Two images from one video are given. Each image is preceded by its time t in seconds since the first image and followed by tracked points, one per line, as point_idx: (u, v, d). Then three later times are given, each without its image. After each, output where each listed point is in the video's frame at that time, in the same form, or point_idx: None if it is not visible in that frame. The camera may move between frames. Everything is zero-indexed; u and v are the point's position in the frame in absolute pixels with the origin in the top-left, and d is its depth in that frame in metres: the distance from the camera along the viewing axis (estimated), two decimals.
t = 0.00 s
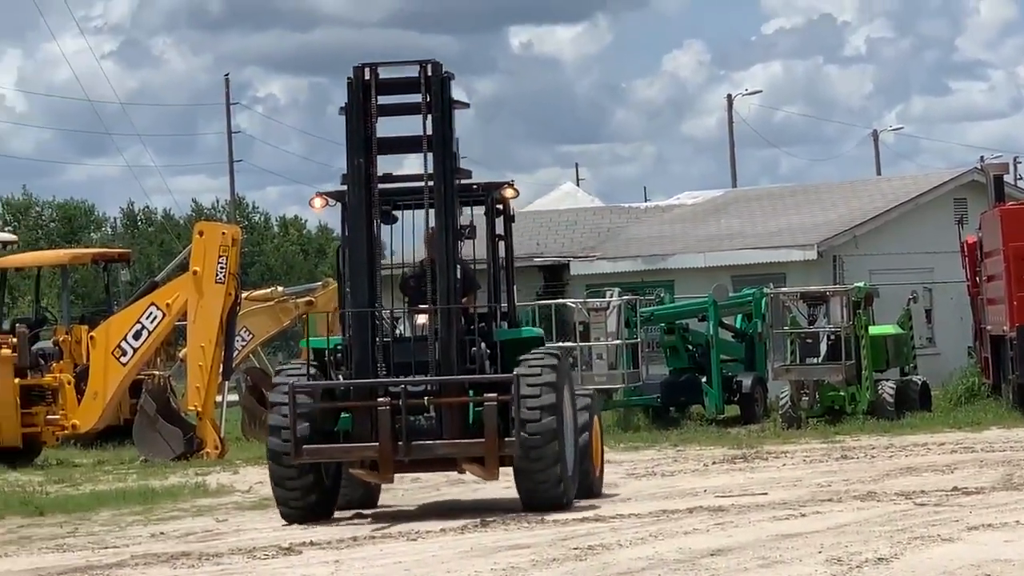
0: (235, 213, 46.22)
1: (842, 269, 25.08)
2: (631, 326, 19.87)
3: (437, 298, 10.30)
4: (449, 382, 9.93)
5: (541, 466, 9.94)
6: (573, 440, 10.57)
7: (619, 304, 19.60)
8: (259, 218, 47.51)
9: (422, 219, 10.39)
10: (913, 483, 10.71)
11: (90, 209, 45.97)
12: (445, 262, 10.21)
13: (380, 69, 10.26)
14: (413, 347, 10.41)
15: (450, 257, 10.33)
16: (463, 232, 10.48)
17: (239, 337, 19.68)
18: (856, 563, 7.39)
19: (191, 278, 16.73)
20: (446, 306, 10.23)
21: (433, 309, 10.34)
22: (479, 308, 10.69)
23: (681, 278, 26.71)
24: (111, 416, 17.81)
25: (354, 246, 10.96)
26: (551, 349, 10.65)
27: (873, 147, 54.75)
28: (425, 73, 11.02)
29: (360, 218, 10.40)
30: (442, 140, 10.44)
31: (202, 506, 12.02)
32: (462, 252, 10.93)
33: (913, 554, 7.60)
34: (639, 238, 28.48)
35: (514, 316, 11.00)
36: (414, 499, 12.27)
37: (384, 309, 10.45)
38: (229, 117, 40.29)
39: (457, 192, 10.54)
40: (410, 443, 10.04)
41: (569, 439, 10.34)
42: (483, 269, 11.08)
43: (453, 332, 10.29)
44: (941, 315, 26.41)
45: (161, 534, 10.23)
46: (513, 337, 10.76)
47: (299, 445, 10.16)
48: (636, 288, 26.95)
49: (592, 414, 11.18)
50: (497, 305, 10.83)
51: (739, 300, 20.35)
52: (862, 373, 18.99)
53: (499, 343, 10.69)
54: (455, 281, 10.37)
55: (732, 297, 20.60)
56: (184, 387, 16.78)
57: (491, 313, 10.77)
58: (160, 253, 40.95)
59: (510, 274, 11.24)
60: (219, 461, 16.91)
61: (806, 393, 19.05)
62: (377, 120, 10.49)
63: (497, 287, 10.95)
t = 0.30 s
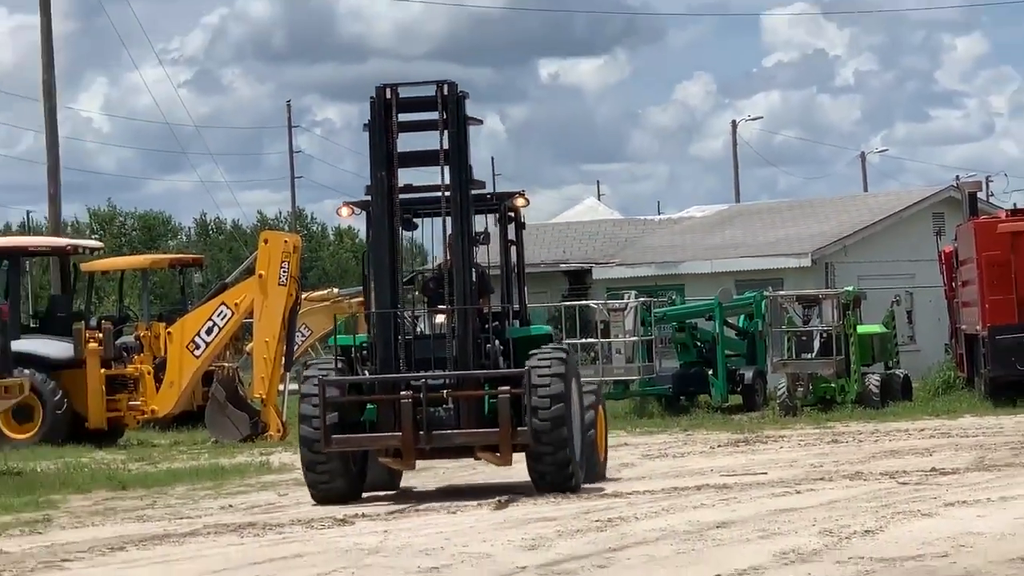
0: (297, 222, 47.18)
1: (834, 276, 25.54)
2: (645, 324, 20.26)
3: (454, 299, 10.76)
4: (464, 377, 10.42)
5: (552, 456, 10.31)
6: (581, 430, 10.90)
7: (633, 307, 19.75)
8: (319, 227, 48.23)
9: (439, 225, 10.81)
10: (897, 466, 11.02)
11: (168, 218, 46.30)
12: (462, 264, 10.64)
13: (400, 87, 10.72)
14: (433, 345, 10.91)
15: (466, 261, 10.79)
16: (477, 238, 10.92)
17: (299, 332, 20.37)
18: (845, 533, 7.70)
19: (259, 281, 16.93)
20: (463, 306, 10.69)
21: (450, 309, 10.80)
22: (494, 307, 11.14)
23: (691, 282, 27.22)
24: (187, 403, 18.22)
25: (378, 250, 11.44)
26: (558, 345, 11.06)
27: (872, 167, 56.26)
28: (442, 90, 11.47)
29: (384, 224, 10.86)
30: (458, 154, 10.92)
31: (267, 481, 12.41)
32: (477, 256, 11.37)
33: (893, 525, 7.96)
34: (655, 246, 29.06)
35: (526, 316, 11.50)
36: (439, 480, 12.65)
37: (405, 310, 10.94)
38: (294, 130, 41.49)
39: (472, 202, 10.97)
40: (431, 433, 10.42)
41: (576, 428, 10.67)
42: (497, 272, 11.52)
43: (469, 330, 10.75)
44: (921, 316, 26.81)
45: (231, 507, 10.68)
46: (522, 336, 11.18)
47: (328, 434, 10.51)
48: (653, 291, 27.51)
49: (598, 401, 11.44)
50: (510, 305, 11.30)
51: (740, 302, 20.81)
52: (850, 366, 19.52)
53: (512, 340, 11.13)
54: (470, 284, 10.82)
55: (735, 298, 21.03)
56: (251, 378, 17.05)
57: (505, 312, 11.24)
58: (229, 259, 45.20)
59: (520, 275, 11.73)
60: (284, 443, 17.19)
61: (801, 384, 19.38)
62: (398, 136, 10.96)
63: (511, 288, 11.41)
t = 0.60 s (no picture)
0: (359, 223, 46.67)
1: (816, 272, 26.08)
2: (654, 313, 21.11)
3: (477, 288, 11.08)
4: (490, 359, 10.52)
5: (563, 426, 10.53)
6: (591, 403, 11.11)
7: (644, 297, 20.77)
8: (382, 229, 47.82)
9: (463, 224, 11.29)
10: (870, 434, 10.88)
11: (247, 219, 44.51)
12: (484, 257, 11.06)
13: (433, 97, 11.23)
14: (458, 330, 11.19)
15: (488, 253, 11.17)
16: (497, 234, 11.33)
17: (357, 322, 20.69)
18: (825, 494, 6.80)
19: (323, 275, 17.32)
20: (485, 293, 11.02)
21: (474, 298, 11.11)
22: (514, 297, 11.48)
23: (694, 276, 27.91)
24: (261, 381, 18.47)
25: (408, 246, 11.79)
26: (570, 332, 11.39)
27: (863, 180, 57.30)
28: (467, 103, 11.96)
29: (414, 219, 11.23)
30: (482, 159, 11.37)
31: (333, 448, 12.71)
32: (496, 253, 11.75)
33: (872, 485, 7.17)
34: (666, 245, 29.64)
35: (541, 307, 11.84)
36: (457, 451, 12.79)
37: (434, 298, 11.27)
38: (352, 132, 40.89)
39: (494, 204, 11.42)
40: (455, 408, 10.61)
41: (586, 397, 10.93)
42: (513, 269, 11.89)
43: (491, 316, 11.06)
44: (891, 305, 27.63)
45: (300, 470, 11.07)
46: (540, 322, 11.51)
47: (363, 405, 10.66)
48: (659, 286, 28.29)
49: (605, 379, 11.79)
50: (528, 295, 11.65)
51: (739, 295, 21.25)
52: (830, 348, 20.22)
53: (529, 328, 11.46)
54: (492, 276, 11.19)
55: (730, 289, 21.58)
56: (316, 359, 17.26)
57: (524, 302, 11.60)
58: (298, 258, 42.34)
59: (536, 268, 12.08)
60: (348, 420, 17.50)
61: (788, 363, 20.09)
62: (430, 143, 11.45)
63: (528, 282, 11.76)
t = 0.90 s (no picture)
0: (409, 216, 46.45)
1: (796, 264, 26.76)
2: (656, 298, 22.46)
3: (490, 278, 11.71)
4: (502, 342, 10.91)
5: (569, 399, 10.87)
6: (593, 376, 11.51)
7: (647, 285, 22.11)
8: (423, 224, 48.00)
9: (476, 220, 11.89)
10: (845, 402, 11.56)
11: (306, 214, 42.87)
12: (495, 248, 11.65)
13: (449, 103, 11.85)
14: (472, 316, 11.85)
15: (499, 246, 11.78)
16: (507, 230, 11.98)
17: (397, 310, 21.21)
18: (806, 454, 7.47)
19: (372, 265, 18.19)
20: (498, 282, 11.66)
21: (487, 287, 11.77)
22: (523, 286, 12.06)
23: (691, 267, 28.65)
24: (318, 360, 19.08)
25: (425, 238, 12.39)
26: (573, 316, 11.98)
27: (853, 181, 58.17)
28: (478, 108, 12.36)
29: (431, 213, 11.81)
30: (493, 159, 11.98)
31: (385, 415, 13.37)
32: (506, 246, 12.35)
33: (847, 446, 7.79)
34: (670, 239, 30.43)
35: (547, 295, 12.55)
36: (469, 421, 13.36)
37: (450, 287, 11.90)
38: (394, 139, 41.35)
39: (504, 202, 12.02)
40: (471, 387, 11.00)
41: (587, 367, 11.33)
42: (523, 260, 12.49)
43: (502, 304, 11.73)
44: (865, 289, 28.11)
45: (352, 435, 11.93)
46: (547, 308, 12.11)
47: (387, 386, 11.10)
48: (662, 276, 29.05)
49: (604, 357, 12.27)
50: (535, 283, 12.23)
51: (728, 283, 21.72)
52: (809, 328, 20.94)
53: (537, 313, 12.01)
54: (503, 266, 11.81)
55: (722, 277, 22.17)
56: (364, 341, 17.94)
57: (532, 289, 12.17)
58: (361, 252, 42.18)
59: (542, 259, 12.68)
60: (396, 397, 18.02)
61: (772, 342, 20.86)
62: (446, 145, 11.91)
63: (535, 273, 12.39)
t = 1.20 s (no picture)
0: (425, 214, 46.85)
1: (789, 259, 27.14)
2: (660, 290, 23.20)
3: (495, 271, 11.96)
4: (506, 330, 11.23)
5: (568, 382, 11.15)
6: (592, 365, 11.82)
7: (652, 276, 22.54)
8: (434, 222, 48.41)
9: (481, 214, 12.22)
10: (833, 385, 11.99)
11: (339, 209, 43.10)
12: (500, 240, 11.95)
13: (456, 102, 12.16)
14: (477, 307, 12.06)
15: (503, 239, 12.08)
16: (511, 224, 12.28)
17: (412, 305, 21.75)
18: (797, 433, 7.88)
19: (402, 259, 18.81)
20: (503, 274, 11.94)
21: (492, 279, 12.04)
22: (527, 278, 12.40)
23: (692, 260, 29.17)
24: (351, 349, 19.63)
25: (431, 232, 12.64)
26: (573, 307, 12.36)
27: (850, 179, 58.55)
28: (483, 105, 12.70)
29: (438, 207, 12.11)
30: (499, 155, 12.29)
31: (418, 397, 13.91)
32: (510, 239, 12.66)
33: (835, 426, 8.19)
34: (673, 235, 31.01)
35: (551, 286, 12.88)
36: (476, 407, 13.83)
37: (456, 278, 12.14)
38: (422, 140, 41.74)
39: (509, 196, 12.35)
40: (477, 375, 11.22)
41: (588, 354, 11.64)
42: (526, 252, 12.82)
43: (507, 295, 12.01)
44: (851, 278, 28.49)
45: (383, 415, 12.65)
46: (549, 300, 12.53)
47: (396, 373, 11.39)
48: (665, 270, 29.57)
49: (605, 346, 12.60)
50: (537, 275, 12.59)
51: (725, 277, 21.82)
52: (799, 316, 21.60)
53: (540, 305, 12.35)
54: (507, 258, 12.09)
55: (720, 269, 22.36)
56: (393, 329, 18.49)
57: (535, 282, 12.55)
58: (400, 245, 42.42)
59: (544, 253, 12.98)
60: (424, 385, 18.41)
61: (766, 329, 21.45)
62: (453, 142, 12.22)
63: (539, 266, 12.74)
